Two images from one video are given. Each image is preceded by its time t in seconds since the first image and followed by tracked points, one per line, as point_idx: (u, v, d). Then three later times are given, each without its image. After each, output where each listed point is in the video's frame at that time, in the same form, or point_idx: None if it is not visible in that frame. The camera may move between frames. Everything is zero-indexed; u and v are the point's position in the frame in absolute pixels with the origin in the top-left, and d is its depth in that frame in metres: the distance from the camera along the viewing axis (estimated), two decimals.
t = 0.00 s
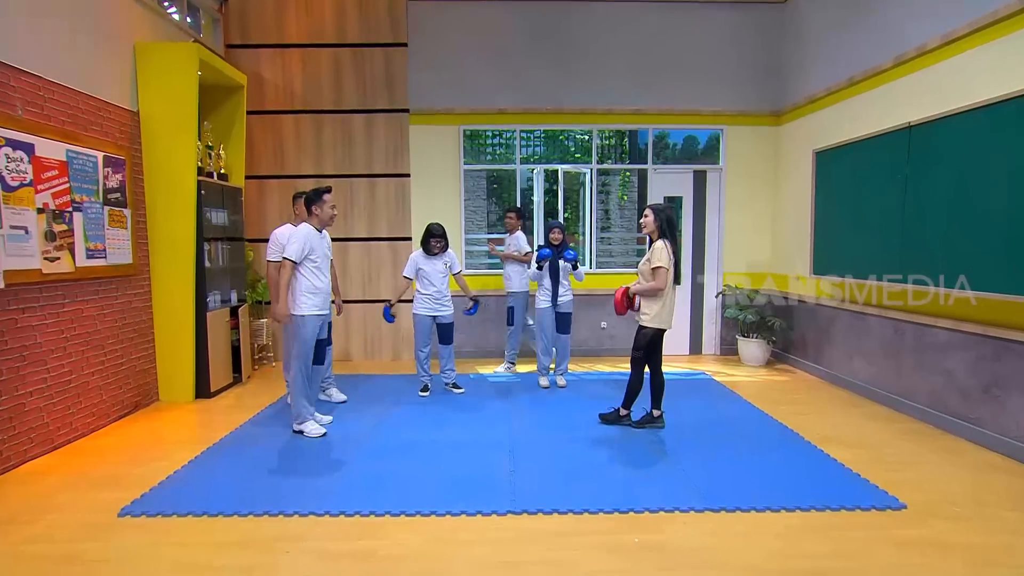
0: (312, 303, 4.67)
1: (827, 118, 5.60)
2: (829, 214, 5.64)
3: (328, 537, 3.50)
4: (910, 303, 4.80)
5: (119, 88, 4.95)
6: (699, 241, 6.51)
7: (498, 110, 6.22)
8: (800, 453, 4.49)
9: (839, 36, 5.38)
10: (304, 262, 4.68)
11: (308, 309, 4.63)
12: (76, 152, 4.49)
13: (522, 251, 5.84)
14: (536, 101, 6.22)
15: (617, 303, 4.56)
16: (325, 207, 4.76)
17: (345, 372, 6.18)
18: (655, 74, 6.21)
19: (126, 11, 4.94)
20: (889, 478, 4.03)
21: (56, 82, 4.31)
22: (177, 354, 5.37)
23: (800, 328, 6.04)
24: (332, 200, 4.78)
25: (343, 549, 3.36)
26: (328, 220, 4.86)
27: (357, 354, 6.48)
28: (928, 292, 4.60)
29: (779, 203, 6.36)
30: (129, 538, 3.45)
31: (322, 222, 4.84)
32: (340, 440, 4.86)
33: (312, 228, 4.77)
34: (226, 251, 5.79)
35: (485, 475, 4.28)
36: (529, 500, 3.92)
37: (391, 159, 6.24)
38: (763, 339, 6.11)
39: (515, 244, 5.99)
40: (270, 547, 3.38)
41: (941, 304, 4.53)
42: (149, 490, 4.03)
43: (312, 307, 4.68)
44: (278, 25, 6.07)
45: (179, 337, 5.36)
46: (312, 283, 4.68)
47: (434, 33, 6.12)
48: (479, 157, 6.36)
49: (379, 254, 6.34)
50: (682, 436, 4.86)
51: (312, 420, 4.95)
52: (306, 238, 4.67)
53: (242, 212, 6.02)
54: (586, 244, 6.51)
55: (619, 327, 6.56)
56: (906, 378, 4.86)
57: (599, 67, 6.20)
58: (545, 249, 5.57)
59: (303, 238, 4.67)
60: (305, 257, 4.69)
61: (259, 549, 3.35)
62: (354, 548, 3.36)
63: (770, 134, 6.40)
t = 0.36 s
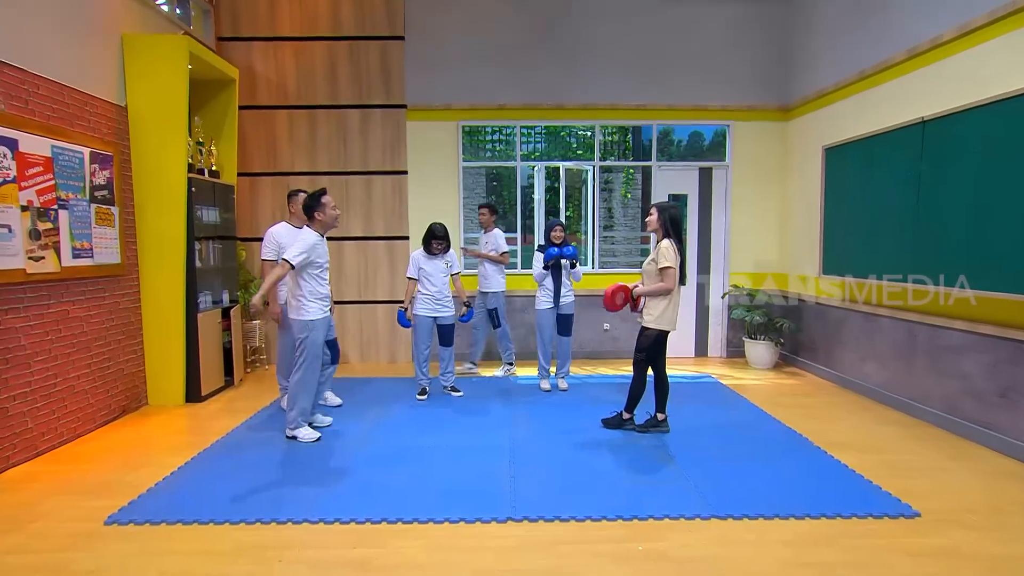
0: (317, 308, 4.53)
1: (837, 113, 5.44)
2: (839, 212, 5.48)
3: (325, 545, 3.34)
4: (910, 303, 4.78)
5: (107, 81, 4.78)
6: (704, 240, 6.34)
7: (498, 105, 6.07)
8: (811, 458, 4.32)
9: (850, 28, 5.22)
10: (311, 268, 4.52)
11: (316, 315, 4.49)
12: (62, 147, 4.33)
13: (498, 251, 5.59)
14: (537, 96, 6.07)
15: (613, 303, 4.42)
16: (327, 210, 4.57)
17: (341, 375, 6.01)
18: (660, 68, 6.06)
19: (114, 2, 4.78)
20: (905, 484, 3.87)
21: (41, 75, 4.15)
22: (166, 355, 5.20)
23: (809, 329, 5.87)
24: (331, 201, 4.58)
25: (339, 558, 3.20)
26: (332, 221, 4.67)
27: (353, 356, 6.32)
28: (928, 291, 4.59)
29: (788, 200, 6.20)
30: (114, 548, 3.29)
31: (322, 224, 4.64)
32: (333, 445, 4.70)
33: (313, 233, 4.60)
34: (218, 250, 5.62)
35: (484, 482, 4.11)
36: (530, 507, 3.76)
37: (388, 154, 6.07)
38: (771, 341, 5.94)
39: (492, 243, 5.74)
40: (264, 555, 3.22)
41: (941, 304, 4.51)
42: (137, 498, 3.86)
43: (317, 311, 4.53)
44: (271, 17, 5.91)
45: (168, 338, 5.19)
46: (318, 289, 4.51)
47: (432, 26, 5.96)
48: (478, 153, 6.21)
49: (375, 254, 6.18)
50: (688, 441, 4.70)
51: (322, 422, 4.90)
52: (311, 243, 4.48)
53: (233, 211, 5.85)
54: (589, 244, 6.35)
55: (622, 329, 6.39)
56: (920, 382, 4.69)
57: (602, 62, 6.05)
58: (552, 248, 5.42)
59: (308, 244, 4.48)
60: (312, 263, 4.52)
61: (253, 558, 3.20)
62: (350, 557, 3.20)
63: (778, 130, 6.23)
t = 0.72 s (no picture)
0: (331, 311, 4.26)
1: (850, 105, 5.24)
2: (851, 208, 5.27)
3: (317, 555, 3.15)
4: (910, 303, 4.71)
5: (90, 72, 4.59)
6: (711, 238, 6.15)
7: (498, 99, 5.88)
8: (825, 465, 4.13)
9: (865, 17, 5.02)
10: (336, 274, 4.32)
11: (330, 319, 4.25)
12: (43, 142, 4.13)
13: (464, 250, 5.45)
14: (538, 89, 5.88)
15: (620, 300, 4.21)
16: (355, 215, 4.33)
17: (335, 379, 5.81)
18: (666, 60, 5.87)
19: None
20: (926, 492, 3.67)
21: (21, 66, 3.96)
22: (152, 357, 4.99)
23: (820, 331, 5.66)
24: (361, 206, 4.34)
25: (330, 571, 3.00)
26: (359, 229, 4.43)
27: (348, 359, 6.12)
28: (929, 290, 4.53)
29: (798, 198, 6.00)
30: (93, 560, 3.10)
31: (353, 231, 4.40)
32: (326, 451, 4.49)
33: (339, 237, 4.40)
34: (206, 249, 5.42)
35: (481, 489, 3.91)
36: (531, 515, 3.56)
37: (384, 149, 5.87)
38: (782, 343, 5.74)
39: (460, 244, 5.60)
40: (255, 567, 3.04)
41: (941, 303, 4.45)
42: (122, 507, 3.66)
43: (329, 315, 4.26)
44: (262, 8, 5.71)
45: (154, 339, 4.99)
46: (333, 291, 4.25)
47: (429, 17, 5.77)
48: (478, 149, 6.02)
49: (371, 254, 5.98)
50: (698, 447, 4.50)
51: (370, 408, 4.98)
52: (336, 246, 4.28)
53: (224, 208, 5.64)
54: (592, 243, 6.15)
55: (626, 331, 6.20)
56: (937, 386, 4.48)
57: (605, 54, 5.85)
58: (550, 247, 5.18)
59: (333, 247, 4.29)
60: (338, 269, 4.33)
61: (243, 570, 3.01)
62: (342, 570, 3.01)
63: (788, 125, 6.03)
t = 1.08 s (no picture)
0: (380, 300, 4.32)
1: (865, 98, 5.04)
2: (865, 204, 5.07)
3: (304, 570, 2.94)
4: (910, 303, 4.67)
5: (70, 62, 4.38)
6: (720, 237, 5.94)
7: (498, 92, 5.68)
8: (843, 473, 3.92)
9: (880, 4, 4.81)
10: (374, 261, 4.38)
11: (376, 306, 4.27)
12: (21, 135, 3.92)
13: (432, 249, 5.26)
14: (540, 81, 5.68)
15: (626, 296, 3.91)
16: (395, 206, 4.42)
17: (328, 383, 5.60)
18: (673, 51, 5.66)
19: None
20: (950, 503, 3.46)
21: None
22: (137, 360, 4.78)
23: (834, 334, 5.44)
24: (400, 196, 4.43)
25: None
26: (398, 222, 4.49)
27: (342, 363, 5.91)
28: (929, 289, 4.49)
29: (810, 195, 5.80)
30: None
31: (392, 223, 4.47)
32: (316, 458, 4.28)
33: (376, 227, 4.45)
34: (194, 248, 5.21)
35: (478, 498, 3.70)
36: (533, 525, 3.36)
37: (378, 144, 5.64)
38: (793, 346, 5.53)
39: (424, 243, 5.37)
40: None
41: (941, 303, 4.41)
42: (104, 518, 3.45)
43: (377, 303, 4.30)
44: None
45: (140, 340, 4.77)
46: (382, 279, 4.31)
47: (426, 7, 5.57)
48: (477, 143, 5.81)
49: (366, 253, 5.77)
50: (708, 454, 4.29)
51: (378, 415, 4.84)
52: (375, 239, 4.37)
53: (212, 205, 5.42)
54: (596, 242, 5.96)
55: (631, 333, 5.99)
56: (957, 390, 4.26)
57: (610, 45, 5.65)
58: (558, 248, 4.97)
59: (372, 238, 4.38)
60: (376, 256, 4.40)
61: None
62: None
63: (798, 119, 5.82)
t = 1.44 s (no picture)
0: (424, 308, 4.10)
1: (881, 90, 4.83)
2: (880, 200, 4.86)
3: None
4: (910, 303, 4.61)
5: (49, 52, 4.17)
6: (729, 237, 5.73)
7: (499, 85, 5.48)
8: (864, 483, 3.71)
9: None
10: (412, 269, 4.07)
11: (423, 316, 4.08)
12: None
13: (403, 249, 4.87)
14: (541, 74, 5.48)
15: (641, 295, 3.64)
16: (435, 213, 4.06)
17: (321, 388, 5.38)
18: (679, 43, 5.47)
19: None
20: (979, 517, 3.24)
21: None
22: (121, 364, 4.56)
23: (850, 337, 5.23)
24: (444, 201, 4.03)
25: None
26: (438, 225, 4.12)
27: (337, 367, 5.70)
28: (929, 288, 4.44)
29: (824, 193, 5.59)
30: None
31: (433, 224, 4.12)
32: (307, 467, 4.07)
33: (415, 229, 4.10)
34: (181, 247, 5.00)
35: (477, 508, 3.49)
36: (535, 536, 3.16)
37: (374, 141, 5.48)
38: (806, 349, 5.31)
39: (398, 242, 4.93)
40: None
41: (941, 304, 4.37)
42: (84, 530, 3.25)
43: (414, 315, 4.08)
44: None
45: (124, 344, 4.56)
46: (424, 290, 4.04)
47: None
48: (476, 139, 5.61)
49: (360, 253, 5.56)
50: (720, 462, 4.07)
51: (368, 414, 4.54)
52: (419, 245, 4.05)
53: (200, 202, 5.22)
54: (600, 241, 5.76)
55: (636, 336, 5.78)
56: (980, 397, 4.05)
57: (615, 37, 5.45)
58: (559, 252, 4.73)
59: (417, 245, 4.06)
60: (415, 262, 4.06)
61: None
62: None
63: (810, 114, 5.61)
